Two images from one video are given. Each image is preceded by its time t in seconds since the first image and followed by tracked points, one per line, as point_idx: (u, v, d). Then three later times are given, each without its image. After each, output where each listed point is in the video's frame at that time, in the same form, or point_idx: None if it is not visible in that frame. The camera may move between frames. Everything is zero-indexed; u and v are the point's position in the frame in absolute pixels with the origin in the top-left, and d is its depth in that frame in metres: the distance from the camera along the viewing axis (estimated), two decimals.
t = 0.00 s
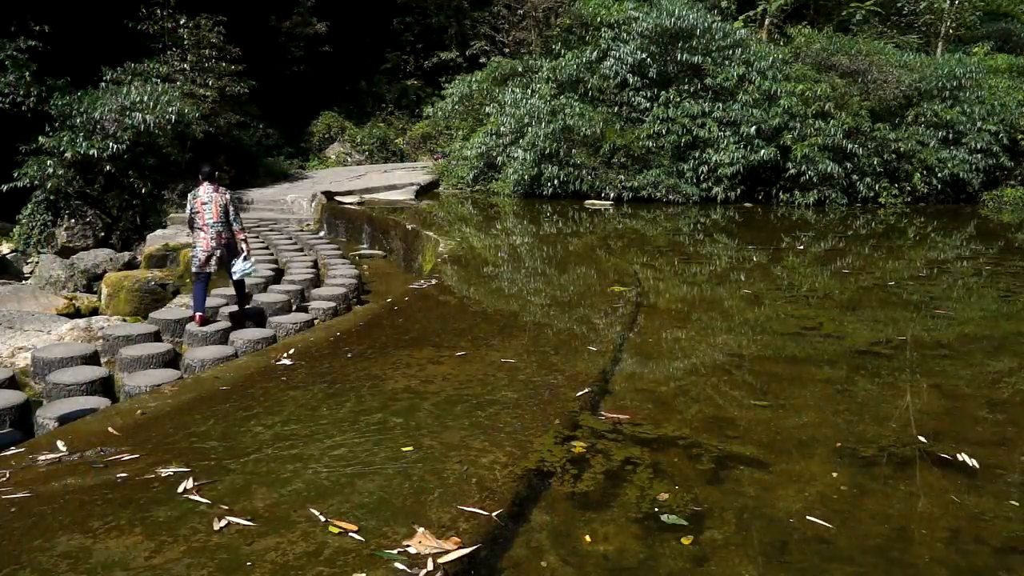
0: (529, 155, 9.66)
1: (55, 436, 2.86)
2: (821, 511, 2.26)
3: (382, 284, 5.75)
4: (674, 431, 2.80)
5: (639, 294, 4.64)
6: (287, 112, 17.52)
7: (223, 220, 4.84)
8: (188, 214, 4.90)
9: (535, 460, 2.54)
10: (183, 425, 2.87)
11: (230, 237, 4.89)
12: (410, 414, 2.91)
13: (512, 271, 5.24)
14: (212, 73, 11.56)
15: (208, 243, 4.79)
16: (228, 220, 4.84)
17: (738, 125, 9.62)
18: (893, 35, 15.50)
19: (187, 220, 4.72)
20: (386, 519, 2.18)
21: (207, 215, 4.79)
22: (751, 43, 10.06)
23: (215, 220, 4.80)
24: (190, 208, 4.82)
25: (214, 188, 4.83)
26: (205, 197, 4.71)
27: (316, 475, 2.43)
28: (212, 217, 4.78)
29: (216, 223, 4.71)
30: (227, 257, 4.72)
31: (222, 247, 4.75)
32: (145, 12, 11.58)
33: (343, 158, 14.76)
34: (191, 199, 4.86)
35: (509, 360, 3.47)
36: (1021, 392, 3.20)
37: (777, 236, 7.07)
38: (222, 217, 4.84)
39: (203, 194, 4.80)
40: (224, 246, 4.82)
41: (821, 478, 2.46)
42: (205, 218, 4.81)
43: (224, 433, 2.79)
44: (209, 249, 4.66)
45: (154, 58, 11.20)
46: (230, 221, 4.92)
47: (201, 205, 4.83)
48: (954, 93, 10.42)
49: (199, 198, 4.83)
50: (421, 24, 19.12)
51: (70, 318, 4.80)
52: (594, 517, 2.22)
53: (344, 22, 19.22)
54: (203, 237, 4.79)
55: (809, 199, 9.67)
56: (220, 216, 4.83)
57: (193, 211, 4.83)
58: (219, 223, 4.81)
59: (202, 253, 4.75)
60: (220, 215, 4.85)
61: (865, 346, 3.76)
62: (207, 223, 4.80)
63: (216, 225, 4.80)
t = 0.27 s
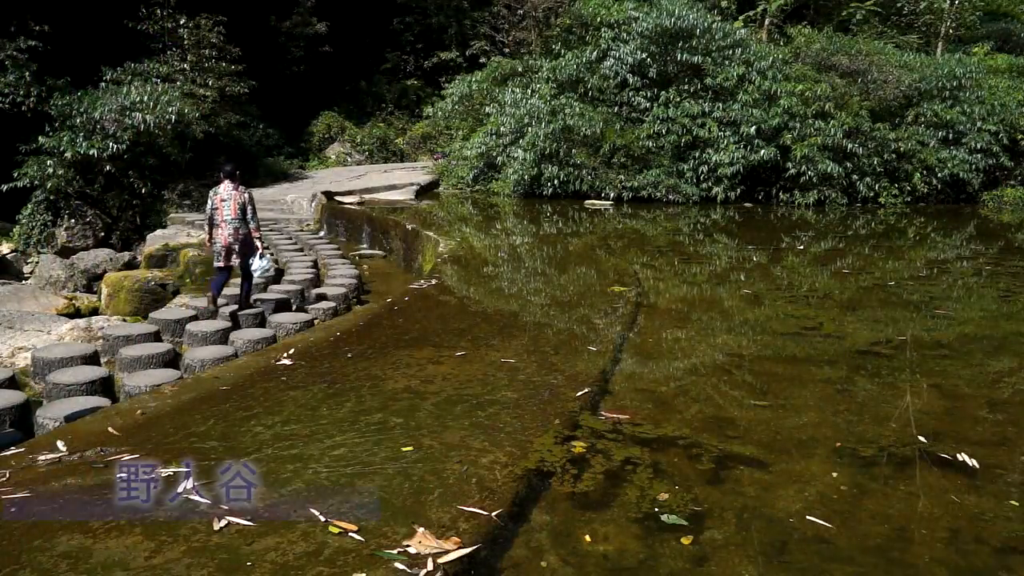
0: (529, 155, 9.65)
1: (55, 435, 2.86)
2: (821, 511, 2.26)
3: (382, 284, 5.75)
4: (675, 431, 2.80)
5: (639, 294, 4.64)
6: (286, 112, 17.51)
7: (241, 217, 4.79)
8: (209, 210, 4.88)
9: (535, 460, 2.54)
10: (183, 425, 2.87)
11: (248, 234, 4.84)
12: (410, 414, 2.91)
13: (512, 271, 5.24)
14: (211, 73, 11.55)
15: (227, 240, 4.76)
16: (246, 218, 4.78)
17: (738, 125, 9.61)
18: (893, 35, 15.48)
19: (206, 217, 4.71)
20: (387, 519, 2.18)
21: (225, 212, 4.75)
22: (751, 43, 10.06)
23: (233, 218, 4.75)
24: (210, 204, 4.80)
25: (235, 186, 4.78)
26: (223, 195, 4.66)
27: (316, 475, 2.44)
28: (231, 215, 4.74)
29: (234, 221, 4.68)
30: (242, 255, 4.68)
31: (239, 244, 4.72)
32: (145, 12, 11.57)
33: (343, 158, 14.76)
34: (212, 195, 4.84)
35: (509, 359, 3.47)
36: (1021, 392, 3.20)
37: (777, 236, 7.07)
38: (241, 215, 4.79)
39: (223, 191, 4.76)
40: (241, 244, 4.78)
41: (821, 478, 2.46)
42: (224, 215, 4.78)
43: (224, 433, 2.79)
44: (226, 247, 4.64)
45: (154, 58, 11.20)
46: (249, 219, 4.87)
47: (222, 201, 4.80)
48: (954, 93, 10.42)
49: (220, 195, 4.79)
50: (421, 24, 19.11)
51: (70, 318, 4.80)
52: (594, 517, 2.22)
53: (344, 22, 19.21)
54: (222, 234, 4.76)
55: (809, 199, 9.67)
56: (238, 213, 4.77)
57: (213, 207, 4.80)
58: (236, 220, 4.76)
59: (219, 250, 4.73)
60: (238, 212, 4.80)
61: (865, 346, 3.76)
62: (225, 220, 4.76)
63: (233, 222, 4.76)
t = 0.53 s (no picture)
0: (529, 155, 9.65)
1: (55, 436, 2.86)
2: (821, 511, 2.26)
3: (382, 284, 5.74)
4: (675, 431, 2.80)
5: (639, 294, 4.64)
6: (286, 112, 17.51)
7: (252, 213, 4.83)
8: (223, 208, 4.95)
9: (535, 460, 2.54)
10: (183, 425, 2.87)
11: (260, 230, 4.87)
12: (410, 414, 2.91)
13: (512, 271, 5.24)
14: (211, 73, 11.55)
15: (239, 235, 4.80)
16: (257, 214, 4.83)
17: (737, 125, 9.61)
18: (893, 35, 15.48)
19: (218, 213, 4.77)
20: (386, 519, 2.18)
21: (237, 208, 4.81)
22: (751, 43, 10.06)
23: (245, 213, 4.80)
24: (223, 201, 4.86)
25: (247, 183, 4.83)
26: (235, 190, 4.72)
27: (316, 475, 2.44)
28: (243, 210, 4.79)
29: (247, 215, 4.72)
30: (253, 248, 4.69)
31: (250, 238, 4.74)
32: (145, 12, 11.57)
33: (343, 158, 14.75)
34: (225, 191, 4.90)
35: (509, 360, 3.47)
36: (1021, 392, 3.20)
37: (777, 236, 7.07)
38: (252, 211, 4.83)
39: (236, 187, 4.82)
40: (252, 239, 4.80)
41: (821, 478, 2.46)
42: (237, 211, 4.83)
43: (224, 433, 2.79)
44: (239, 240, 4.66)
45: (154, 58, 11.20)
46: (261, 215, 4.91)
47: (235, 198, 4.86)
48: (954, 93, 10.41)
49: (232, 191, 4.85)
50: (421, 24, 19.09)
51: (69, 319, 4.79)
52: (594, 517, 2.22)
53: (344, 22, 19.21)
54: (235, 229, 4.81)
55: (809, 199, 9.67)
56: (250, 209, 4.82)
57: (226, 204, 4.87)
58: (248, 216, 4.81)
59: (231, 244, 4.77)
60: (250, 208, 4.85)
61: (865, 346, 3.76)
62: (237, 215, 4.81)
63: (245, 217, 4.81)
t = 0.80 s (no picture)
0: (529, 155, 9.63)
1: (55, 436, 2.86)
2: (821, 510, 2.26)
3: (382, 284, 5.74)
4: (674, 431, 2.80)
5: (639, 294, 4.64)
6: (286, 112, 17.50)
7: (264, 212, 4.92)
8: (234, 209, 5.03)
9: (535, 460, 2.54)
10: (183, 425, 2.88)
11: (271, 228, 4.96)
12: (410, 414, 2.91)
13: (512, 271, 5.24)
14: (211, 73, 11.54)
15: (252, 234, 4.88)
16: (269, 212, 4.92)
17: (737, 125, 9.61)
18: (892, 35, 15.48)
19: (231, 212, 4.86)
20: (386, 519, 2.18)
21: (250, 207, 4.90)
22: (751, 43, 10.07)
23: (257, 212, 4.89)
24: (235, 201, 4.95)
25: (259, 183, 4.94)
26: (247, 189, 4.81)
27: (316, 475, 2.44)
28: (254, 209, 4.88)
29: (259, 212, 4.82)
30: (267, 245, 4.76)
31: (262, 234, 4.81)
32: (145, 12, 11.57)
33: (343, 158, 14.75)
34: (237, 193, 5.01)
35: (509, 360, 3.47)
36: (1021, 392, 3.20)
37: (777, 236, 7.07)
38: (264, 210, 4.93)
39: (247, 188, 4.93)
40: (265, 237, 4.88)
41: (820, 478, 2.47)
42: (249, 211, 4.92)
43: (224, 433, 2.79)
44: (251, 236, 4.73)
45: (154, 58, 11.21)
46: (273, 215, 5.00)
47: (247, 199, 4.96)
48: (954, 93, 10.41)
49: (245, 192, 4.96)
50: (421, 24, 19.07)
51: (69, 319, 4.80)
52: (593, 517, 2.22)
53: (344, 22, 19.20)
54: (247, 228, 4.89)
55: (809, 199, 9.67)
56: (262, 208, 4.91)
57: (238, 204, 4.95)
58: (260, 215, 4.89)
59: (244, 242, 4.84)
60: (262, 207, 4.94)
61: (865, 346, 3.76)
62: (249, 215, 4.90)
63: (257, 216, 4.89)
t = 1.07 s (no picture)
0: (528, 155, 9.63)
1: (55, 436, 2.86)
2: (821, 510, 2.27)
3: (381, 284, 5.74)
4: (674, 431, 2.80)
5: (639, 294, 4.64)
6: (286, 112, 17.50)
7: (274, 206, 5.16)
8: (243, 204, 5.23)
9: (535, 460, 2.54)
10: (183, 425, 2.87)
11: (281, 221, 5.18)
12: (410, 414, 2.91)
13: (512, 271, 5.24)
14: (211, 73, 11.53)
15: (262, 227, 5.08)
16: (279, 206, 5.16)
17: (737, 125, 9.61)
18: (892, 35, 15.48)
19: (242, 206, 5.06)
20: (386, 519, 2.18)
21: (260, 201, 5.12)
22: (751, 43, 10.07)
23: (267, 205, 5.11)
24: (245, 196, 5.16)
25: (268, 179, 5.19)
26: (257, 182, 5.05)
27: (316, 475, 2.44)
28: (265, 203, 5.10)
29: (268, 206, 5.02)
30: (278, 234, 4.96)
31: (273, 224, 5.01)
32: (144, 12, 11.57)
33: (342, 158, 14.75)
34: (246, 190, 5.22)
35: (509, 360, 3.47)
36: (1021, 391, 3.20)
37: (777, 235, 7.07)
38: (274, 204, 5.17)
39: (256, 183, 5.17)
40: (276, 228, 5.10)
41: (820, 477, 2.47)
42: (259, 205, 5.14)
43: (224, 432, 2.79)
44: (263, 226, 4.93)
45: (154, 58, 11.21)
46: (282, 208, 5.24)
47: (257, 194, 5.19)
48: (954, 93, 10.40)
49: (254, 188, 5.19)
50: (421, 24, 19.06)
51: (69, 319, 4.80)
52: (593, 517, 2.22)
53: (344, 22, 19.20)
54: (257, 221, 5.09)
55: (809, 199, 9.67)
56: (272, 202, 5.15)
57: (248, 199, 5.16)
58: (271, 208, 5.13)
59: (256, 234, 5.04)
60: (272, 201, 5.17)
61: (865, 346, 3.76)
62: (260, 208, 5.12)
63: (268, 210, 5.12)
